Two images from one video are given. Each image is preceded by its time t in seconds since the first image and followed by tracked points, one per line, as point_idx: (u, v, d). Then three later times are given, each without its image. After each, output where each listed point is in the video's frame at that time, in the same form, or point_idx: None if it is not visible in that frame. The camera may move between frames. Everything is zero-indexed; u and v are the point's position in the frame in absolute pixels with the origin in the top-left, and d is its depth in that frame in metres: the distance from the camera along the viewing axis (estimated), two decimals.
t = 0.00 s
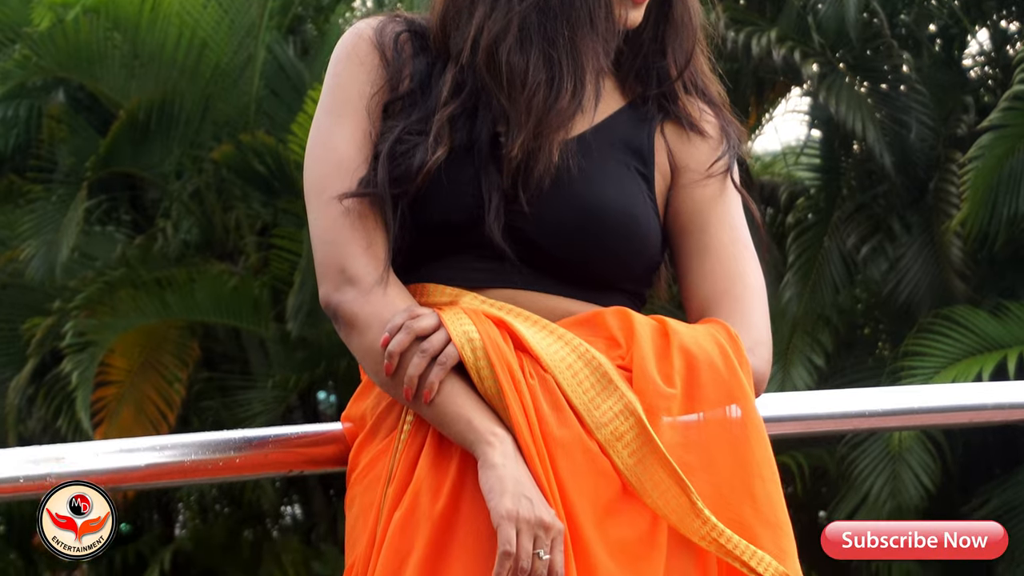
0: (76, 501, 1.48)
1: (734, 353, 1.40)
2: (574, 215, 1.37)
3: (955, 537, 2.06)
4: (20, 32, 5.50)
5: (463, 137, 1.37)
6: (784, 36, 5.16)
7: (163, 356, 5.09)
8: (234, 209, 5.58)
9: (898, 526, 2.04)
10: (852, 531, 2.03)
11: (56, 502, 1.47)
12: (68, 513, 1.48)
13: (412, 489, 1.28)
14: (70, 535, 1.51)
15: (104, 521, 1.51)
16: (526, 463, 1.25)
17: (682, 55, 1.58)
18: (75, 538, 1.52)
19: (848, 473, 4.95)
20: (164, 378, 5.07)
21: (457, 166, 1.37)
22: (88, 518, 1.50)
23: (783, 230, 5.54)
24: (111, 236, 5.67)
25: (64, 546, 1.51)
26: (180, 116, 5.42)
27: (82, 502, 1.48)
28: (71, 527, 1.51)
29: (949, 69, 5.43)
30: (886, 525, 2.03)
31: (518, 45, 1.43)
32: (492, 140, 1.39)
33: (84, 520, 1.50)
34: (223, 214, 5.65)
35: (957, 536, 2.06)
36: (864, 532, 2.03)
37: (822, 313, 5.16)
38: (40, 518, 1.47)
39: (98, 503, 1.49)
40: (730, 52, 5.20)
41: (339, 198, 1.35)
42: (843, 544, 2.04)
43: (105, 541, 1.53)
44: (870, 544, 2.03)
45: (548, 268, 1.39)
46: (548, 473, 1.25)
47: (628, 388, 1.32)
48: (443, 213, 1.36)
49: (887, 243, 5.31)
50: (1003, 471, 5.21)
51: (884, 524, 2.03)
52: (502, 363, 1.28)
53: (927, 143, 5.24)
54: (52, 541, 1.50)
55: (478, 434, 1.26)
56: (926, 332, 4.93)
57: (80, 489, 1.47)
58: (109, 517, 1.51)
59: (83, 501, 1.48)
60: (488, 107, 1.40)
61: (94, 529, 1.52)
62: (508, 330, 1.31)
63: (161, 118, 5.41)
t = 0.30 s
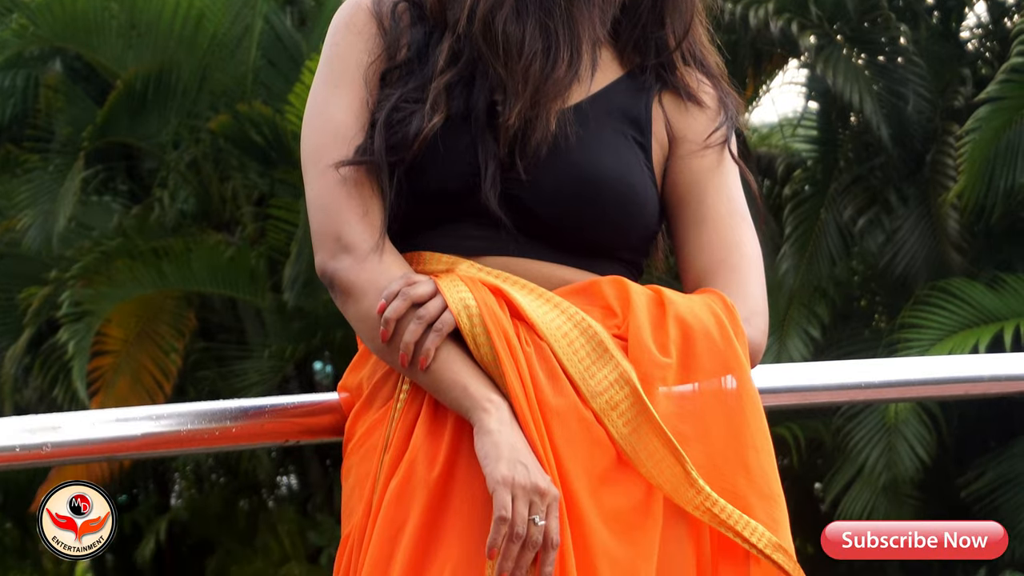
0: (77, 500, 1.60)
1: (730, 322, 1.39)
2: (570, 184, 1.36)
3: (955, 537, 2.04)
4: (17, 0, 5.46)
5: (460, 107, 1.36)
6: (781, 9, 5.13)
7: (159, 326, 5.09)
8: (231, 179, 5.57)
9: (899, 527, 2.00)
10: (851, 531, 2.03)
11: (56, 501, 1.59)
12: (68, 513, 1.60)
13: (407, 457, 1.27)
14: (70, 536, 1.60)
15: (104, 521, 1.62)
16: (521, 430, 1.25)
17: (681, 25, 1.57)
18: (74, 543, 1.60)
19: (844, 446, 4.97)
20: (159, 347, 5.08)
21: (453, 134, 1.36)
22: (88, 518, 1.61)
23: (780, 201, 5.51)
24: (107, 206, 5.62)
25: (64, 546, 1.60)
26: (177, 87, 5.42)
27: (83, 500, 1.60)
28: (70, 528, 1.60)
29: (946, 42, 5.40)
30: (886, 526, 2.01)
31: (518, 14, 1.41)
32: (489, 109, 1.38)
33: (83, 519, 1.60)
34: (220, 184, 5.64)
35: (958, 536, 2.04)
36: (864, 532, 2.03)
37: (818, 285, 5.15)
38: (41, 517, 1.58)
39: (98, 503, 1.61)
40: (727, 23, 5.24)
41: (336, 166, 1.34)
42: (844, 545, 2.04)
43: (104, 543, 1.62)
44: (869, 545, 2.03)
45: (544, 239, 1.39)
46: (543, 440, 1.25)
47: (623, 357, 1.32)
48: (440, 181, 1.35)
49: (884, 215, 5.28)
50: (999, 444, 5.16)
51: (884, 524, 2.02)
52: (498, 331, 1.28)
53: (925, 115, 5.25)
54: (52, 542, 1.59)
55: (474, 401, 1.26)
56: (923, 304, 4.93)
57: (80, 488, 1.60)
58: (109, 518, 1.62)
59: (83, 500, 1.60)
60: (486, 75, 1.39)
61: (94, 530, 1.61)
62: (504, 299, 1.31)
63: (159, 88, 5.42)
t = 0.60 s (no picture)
0: (77, 500, 1.60)
1: (727, 289, 1.39)
2: (566, 147, 1.35)
3: (955, 537, 1.98)
4: None
5: (455, 69, 1.35)
6: None
7: (152, 292, 5.07)
8: (223, 146, 5.56)
9: (899, 526, 1.94)
10: (852, 531, 1.98)
11: (57, 500, 1.60)
12: (68, 513, 1.60)
13: (405, 423, 1.27)
14: (70, 536, 1.60)
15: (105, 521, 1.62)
16: (520, 393, 1.25)
17: None
18: (74, 543, 1.61)
19: (836, 412, 4.99)
20: (151, 313, 5.06)
21: (450, 97, 1.35)
22: (88, 518, 1.61)
23: (773, 168, 5.50)
24: (99, 170, 5.63)
25: (63, 547, 1.60)
26: (170, 52, 5.36)
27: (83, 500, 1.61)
28: (70, 527, 1.61)
29: (940, 8, 5.36)
30: (886, 524, 1.96)
31: None
32: (484, 71, 1.37)
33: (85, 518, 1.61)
34: (212, 150, 5.62)
35: (957, 536, 1.98)
36: (864, 532, 1.98)
37: (811, 252, 5.15)
38: (41, 518, 1.58)
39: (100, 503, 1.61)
40: None
41: (333, 133, 1.33)
42: (843, 545, 1.99)
43: (103, 543, 1.62)
44: (869, 545, 1.97)
45: (543, 203, 1.38)
46: (542, 405, 1.25)
47: (621, 323, 1.32)
48: (436, 144, 1.34)
49: (876, 182, 5.33)
50: (990, 410, 5.28)
51: (884, 523, 1.97)
52: (496, 295, 1.28)
53: (917, 82, 5.25)
54: (52, 543, 1.60)
55: (472, 363, 1.26)
56: (915, 271, 4.95)
57: (80, 488, 1.60)
58: (108, 518, 1.62)
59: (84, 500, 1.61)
60: (479, 37, 1.38)
61: (94, 529, 1.61)
62: (502, 265, 1.31)
63: (151, 52, 5.35)
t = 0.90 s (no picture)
0: (78, 500, 1.63)
1: (723, 263, 1.40)
2: (563, 119, 1.34)
3: (955, 537, 1.89)
4: None
5: (450, 41, 1.34)
6: None
7: (144, 267, 5.06)
8: (216, 120, 5.55)
9: (899, 526, 1.88)
10: (853, 531, 1.87)
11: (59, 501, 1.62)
12: (68, 513, 1.63)
13: (402, 397, 1.27)
14: (70, 535, 1.62)
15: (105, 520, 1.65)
16: (517, 365, 1.25)
17: None
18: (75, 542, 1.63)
19: (827, 387, 5.01)
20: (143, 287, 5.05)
21: (447, 69, 1.34)
22: (89, 517, 1.64)
23: (765, 143, 5.50)
24: (90, 144, 5.59)
25: (64, 546, 1.62)
26: (161, 26, 5.32)
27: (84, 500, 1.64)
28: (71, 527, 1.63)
29: None
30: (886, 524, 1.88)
31: None
32: (478, 42, 1.36)
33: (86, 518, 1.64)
34: (204, 124, 5.61)
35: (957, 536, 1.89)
36: (864, 532, 1.87)
37: (803, 227, 5.16)
38: (41, 517, 1.61)
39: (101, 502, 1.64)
40: None
41: (330, 108, 1.33)
42: (844, 546, 1.88)
43: (103, 542, 1.65)
44: (870, 546, 1.88)
45: (543, 176, 1.38)
46: (539, 379, 1.25)
47: (618, 298, 1.32)
48: (434, 117, 1.34)
49: (869, 157, 5.35)
50: (983, 385, 5.32)
51: (885, 523, 1.88)
52: (494, 270, 1.28)
53: (910, 57, 5.23)
54: (53, 542, 1.62)
55: (470, 337, 1.26)
56: (907, 245, 4.96)
57: (80, 489, 1.63)
58: (108, 518, 1.65)
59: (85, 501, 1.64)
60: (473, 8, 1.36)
61: (93, 529, 1.64)
62: (499, 239, 1.31)
63: (143, 26, 5.31)
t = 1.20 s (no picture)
0: (76, 500, 1.44)
1: (719, 238, 1.35)
2: (560, 90, 1.32)
3: (955, 536, 1.89)
4: None
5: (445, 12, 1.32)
6: None
7: (135, 237, 5.07)
8: (207, 91, 5.49)
9: (898, 525, 1.85)
10: (853, 531, 1.84)
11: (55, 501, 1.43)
12: (67, 513, 1.44)
13: (395, 368, 1.21)
14: (70, 535, 1.44)
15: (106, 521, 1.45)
16: (507, 335, 1.19)
17: None
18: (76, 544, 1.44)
19: (819, 359, 5.04)
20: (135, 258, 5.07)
21: (443, 40, 1.32)
22: (88, 518, 1.45)
23: (758, 116, 5.50)
24: (82, 114, 5.52)
25: (63, 548, 1.44)
26: None
27: (82, 500, 1.44)
28: (71, 528, 1.44)
29: None
30: (886, 523, 1.85)
31: None
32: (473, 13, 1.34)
33: (85, 518, 1.44)
34: (196, 94, 5.54)
35: (957, 535, 1.89)
36: (864, 531, 1.85)
37: (795, 199, 5.20)
38: (40, 516, 1.42)
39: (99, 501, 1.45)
40: None
41: (328, 82, 1.31)
42: (843, 546, 1.84)
43: (104, 544, 1.46)
44: (870, 546, 1.85)
45: (543, 151, 1.35)
46: (531, 351, 1.19)
47: (612, 273, 1.27)
48: (431, 88, 1.32)
49: (861, 129, 5.34)
50: (974, 358, 5.34)
51: (885, 522, 1.85)
52: (487, 242, 1.23)
53: (902, 29, 5.21)
54: (51, 543, 1.43)
55: (461, 307, 1.20)
56: (898, 218, 4.96)
57: (80, 487, 1.44)
58: (110, 518, 1.45)
59: (83, 500, 1.44)
60: None
61: (94, 530, 1.45)
62: (494, 214, 1.26)
63: None
